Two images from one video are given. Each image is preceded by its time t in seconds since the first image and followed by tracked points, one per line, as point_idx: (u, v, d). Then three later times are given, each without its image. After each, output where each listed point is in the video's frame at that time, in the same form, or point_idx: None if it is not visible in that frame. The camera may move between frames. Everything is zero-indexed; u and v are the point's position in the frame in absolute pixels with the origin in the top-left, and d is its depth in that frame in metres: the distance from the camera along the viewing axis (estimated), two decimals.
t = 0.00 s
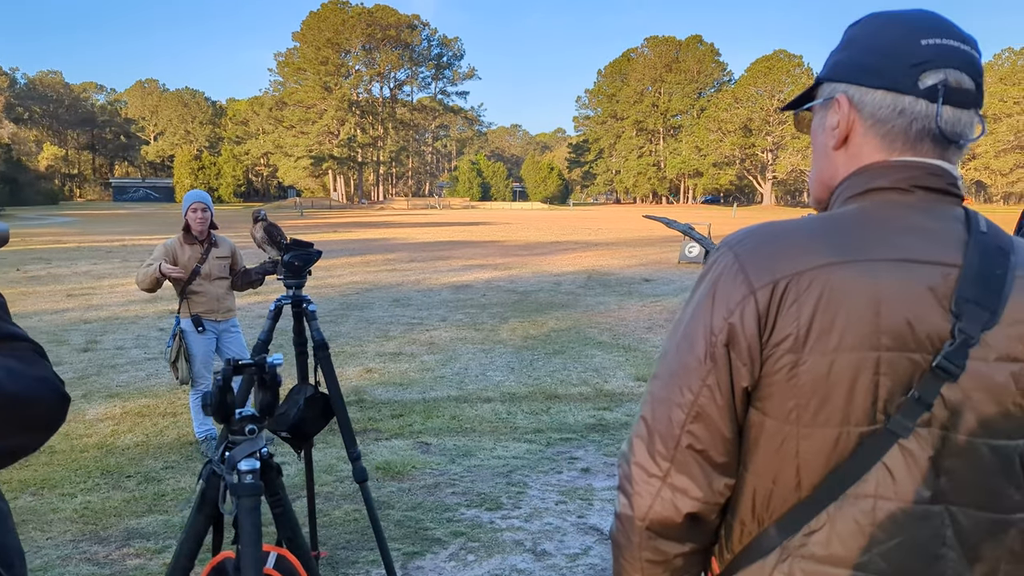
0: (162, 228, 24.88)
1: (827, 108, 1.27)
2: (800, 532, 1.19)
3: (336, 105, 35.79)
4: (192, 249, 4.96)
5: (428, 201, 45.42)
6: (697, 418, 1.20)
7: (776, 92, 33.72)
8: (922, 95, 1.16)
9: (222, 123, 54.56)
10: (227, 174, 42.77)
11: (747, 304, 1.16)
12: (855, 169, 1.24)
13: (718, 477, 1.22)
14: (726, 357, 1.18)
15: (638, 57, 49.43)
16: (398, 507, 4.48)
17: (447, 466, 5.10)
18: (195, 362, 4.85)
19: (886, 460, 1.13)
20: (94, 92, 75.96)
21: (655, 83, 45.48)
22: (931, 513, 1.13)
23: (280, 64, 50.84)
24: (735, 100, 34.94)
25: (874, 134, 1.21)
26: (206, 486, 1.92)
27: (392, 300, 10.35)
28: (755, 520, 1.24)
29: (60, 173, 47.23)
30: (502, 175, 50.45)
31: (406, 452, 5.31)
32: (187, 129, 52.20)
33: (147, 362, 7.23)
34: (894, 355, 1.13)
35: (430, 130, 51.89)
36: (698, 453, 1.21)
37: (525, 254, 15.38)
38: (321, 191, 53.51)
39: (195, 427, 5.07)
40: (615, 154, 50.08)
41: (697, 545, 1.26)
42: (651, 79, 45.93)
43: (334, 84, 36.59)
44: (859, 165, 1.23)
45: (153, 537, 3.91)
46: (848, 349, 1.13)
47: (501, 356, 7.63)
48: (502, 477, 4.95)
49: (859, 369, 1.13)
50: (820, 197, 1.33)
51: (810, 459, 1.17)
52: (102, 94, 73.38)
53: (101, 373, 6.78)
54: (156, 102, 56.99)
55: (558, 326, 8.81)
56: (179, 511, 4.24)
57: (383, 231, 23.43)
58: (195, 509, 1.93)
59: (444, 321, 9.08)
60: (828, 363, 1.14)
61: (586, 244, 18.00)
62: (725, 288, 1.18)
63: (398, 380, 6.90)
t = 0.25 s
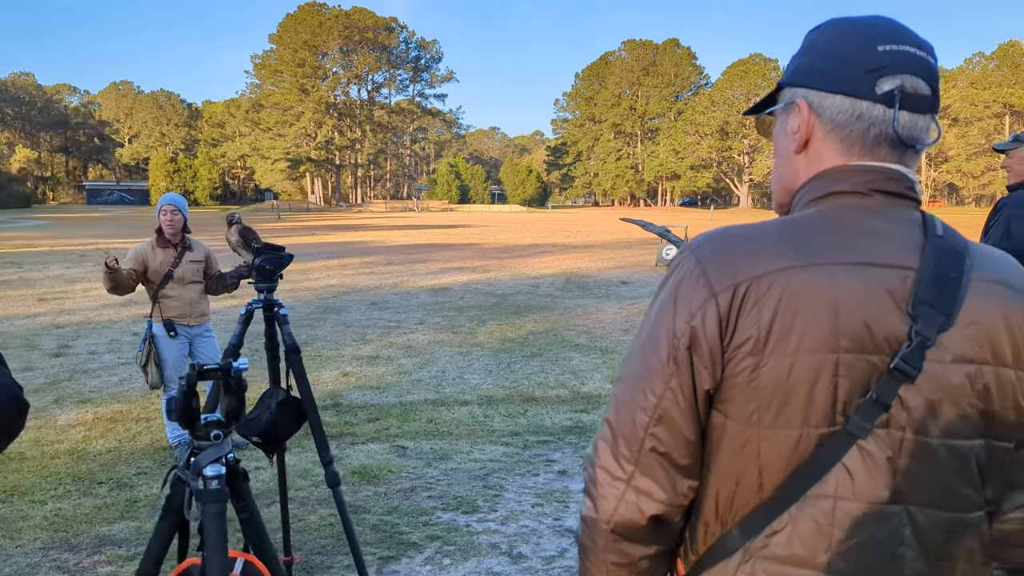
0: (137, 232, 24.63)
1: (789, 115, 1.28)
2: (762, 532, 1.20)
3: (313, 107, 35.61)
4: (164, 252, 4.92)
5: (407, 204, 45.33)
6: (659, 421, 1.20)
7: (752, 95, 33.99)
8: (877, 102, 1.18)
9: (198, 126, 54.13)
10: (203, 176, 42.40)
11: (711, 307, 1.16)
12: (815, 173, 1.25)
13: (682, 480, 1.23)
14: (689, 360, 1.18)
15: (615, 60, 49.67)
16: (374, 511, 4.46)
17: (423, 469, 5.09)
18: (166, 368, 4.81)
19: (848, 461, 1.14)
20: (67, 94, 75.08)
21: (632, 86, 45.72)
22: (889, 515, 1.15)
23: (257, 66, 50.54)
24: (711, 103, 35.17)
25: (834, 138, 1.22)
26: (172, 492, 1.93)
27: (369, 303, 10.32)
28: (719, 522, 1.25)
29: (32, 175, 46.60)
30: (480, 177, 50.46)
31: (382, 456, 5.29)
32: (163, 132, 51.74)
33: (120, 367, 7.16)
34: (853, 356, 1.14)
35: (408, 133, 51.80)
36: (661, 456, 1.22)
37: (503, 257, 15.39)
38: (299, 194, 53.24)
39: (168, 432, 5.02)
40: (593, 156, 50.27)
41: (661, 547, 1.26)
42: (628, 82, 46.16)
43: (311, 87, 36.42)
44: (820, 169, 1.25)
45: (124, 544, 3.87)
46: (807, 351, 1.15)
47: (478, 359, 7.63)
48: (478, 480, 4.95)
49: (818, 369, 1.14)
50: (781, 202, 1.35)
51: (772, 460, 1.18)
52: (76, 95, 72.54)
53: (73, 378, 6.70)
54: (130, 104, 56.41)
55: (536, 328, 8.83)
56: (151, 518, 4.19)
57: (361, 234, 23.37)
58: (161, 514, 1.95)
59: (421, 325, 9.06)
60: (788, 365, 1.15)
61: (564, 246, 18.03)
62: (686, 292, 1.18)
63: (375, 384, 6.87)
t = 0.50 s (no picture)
0: (108, 235, 24.35)
1: (745, 120, 1.29)
2: (719, 533, 1.21)
3: (288, 110, 35.39)
4: (133, 256, 4.86)
5: (383, 207, 45.21)
6: (618, 423, 1.21)
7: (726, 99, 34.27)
8: (830, 108, 1.20)
9: (171, 128, 53.63)
10: (176, 179, 41.98)
11: (666, 311, 1.17)
12: (771, 177, 1.27)
13: (641, 482, 1.24)
14: (645, 362, 1.19)
15: (591, 63, 49.91)
16: (347, 516, 4.44)
17: (396, 473, 5.08)
18: (134, 372, 4.76)
19: (801, 462, 1.16)
20: (38, 96, 74.11)
21: (608, 89, 45.96)
22: (842, 514, 1.17)
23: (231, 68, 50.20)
24: (686, 106, 35.39)
25: (788, 144, 1.24)
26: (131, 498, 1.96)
27: (344, 306, 10.26)
28: (677, 523, 1.26)
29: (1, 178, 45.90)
30: (456, 180, 50.42)
31: (356, 460, 5.27)
32: (135, 134, 51.21)
33: (89, 372, 7.06)
34: (806, 358, 1.15)
35: (384, 136, 51.65)
36: (621, 457, 1.22)
37: (479, 260, 15.38)
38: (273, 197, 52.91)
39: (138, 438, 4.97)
40: (569, 159, 50.44)
41: (621, 548, 1.27)
42: (603, 85, 46.36)
43: (286, 89, 36.19)
44: (774, 174, 1.26)
45: (92, 552, 3.82)
46: (763, 353, 1.16)
47: (453, 362, 7.62)
48: (452, 483, 4.94)
49: (772, 372, 1.16)
50: (738, 207, 1.36)
51: (726, 462, 1.20)
52: (46, 97, 71.58)
53: (42, 384, 6.60)
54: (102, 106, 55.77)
55: (511, 331, 8.84)
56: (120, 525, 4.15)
57: (337, 237, 23.28)
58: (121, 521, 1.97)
59: (396, 328, 9.03)
60: (743, 368, 1.17)
61: (540, 249, 18.04)
62: (644, 296, 1.19)
63: (349, 388, 6.83)
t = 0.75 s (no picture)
0: (84, 237, 24.13)
1: (706, 123, 1.30)
2: (684, 533, 1.22)
3: (266, 111, 35.23)
4: (106, 258, 4.81)
5: (362, 209, 45.15)
6: (583, 424, 1.22)
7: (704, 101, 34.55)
8: (789, 112, 1.22)
9: (148, 129, 53.20)
10: (153, 180, 41.64)
11: (628, 313, 1.19)
12: (731, 181, 1.28)
13: (603, 483, 1.24)
14: (610, 364, 1.20)
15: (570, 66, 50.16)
16: (323, 520, 4.42)
17: (373, 476, 5.06)
18: (107, 376, 4.71)
19: (762, 461, 1.17)
20: (11, 97, 73.20)
21: (587, 92, 46.22)
22: (800, 515, 1.18)
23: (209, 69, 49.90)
24: (664, 109, 35.63)
25: (750, 148, 1.25)
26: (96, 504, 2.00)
27: (322, 309, 10.22)
28: (642, 523, 1.27)
29: None
30: (436, 182, 50.40)
31: (332, 464, 5.25)
32: (111, 135, 50.76)
33: (63, 376, 6.99)
34: (769, 360, 1.17)
35: (364, 137, 51.57)
36: (584, 459, 1.23)
37: (458, 262, 15.38)
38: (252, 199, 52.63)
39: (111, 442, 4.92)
40: (549, 161, 50.61)
41: (586, 550, 1.28)
42: (583, 88, 46.53)
43: (264, 91, 36.04)
44: (736, 177, 1.28)
45: (64, 557, 3.78)
46: (724, 354, 1.17)
47: (432, 365, 7.61)
48: (430, 485, 4.94)
49: (733, 373, 1.17)
50: (703, 210, 1.37)
51: (689, 463, 1.21)
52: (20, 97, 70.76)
53: (13, 388, 6.52)
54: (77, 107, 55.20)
55: (490, 333, 8.84)
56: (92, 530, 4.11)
57: (316, 239, 23.22)
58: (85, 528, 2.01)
59: (375, 330, 9.00)
60: (705, 369, 1.18)
61: (519, 251, 18.09)
62: (607, 298, 1.20)
63: (326, 391, 6.80)
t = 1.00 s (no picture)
0: (54, 238, 23.80)
1: (667, 125, 1.31)
2: (644, 534, 1.22)
3: (240, 111, 35.00)
4: (73, 260, 4.74)
5: (338, 210, 44.98)
6: (545, 426, 1.21)
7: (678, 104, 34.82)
8: (748, 115, 1.23)
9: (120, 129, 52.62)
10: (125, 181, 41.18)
11: (589, 313, 1.19)
12: (692, 184, 1.29)
13: (567, 483, 1.24)
14: (570, 365, 1.20)
15: (546, 68, 50.35)
16: (295, 523, 4.39)
17: (346, 479, 5.03)
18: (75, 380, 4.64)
19: (720, 461, 1.18)
20: None
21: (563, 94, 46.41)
22: (760, 512, 1.19)
23: (182, 68, 49.46)
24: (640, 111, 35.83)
25: (709, 149, 1.26)
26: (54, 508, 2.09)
27: (297, 311, 10.16)
28: (603, 523, 1.26)
29: None
30: (413, 183, 50.33)
31: (305, 467, 5.21)
32: (82, 135, 50.14)
33: (31, 380, 6.87)
34: (725, 360, 1.18)
35: (339, 138, 51.37)
36: (546, 460, 1.22)
37: (434, 263, 15.35)
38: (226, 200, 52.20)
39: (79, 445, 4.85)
40: (525, 163, 50.71)
41: (549, 552, 1.27)
42: (559, 90, 46.77)
43: (238, 91, 35.81)
44: (697, 179, 1.28)
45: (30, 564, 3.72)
46: (681, 355, 1.18)
47: (407, 367, 7.59)
48: (404, 488, 4.92)
49: (691, 373, 1.18)
50: (663, 213, 1.37)
51: (649, 462, 1.21)
52: None
53: None
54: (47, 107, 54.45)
55: (466, 335, 8.83)
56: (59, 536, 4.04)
57: (291, 240, 23.08)
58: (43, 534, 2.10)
59: (350, 332, 8.96)
60: (664, 369, 1.18)
61: (496, 252, 18.11)
62: (568, 298, 1.20)
63: (300, 393, 6.76)
